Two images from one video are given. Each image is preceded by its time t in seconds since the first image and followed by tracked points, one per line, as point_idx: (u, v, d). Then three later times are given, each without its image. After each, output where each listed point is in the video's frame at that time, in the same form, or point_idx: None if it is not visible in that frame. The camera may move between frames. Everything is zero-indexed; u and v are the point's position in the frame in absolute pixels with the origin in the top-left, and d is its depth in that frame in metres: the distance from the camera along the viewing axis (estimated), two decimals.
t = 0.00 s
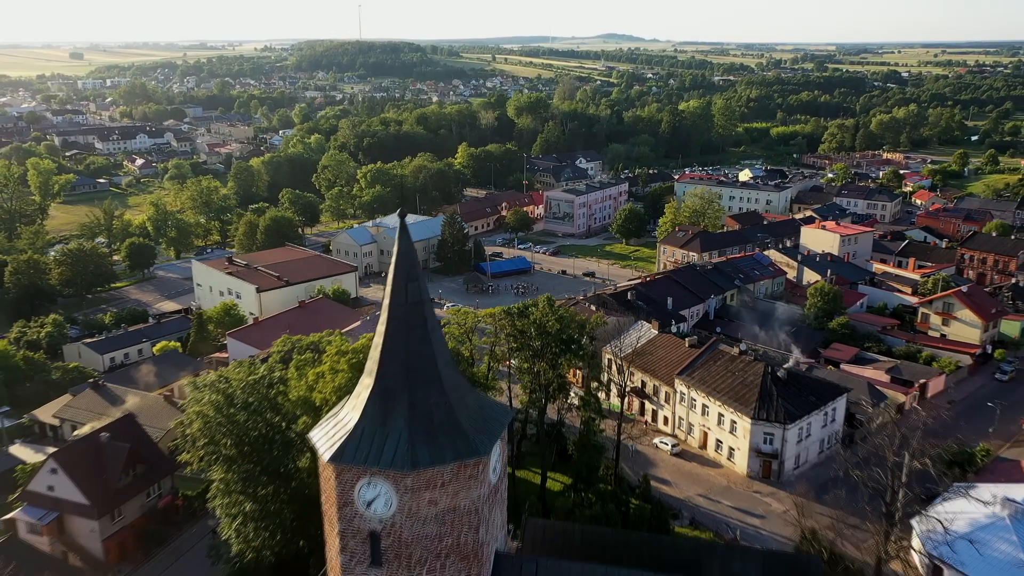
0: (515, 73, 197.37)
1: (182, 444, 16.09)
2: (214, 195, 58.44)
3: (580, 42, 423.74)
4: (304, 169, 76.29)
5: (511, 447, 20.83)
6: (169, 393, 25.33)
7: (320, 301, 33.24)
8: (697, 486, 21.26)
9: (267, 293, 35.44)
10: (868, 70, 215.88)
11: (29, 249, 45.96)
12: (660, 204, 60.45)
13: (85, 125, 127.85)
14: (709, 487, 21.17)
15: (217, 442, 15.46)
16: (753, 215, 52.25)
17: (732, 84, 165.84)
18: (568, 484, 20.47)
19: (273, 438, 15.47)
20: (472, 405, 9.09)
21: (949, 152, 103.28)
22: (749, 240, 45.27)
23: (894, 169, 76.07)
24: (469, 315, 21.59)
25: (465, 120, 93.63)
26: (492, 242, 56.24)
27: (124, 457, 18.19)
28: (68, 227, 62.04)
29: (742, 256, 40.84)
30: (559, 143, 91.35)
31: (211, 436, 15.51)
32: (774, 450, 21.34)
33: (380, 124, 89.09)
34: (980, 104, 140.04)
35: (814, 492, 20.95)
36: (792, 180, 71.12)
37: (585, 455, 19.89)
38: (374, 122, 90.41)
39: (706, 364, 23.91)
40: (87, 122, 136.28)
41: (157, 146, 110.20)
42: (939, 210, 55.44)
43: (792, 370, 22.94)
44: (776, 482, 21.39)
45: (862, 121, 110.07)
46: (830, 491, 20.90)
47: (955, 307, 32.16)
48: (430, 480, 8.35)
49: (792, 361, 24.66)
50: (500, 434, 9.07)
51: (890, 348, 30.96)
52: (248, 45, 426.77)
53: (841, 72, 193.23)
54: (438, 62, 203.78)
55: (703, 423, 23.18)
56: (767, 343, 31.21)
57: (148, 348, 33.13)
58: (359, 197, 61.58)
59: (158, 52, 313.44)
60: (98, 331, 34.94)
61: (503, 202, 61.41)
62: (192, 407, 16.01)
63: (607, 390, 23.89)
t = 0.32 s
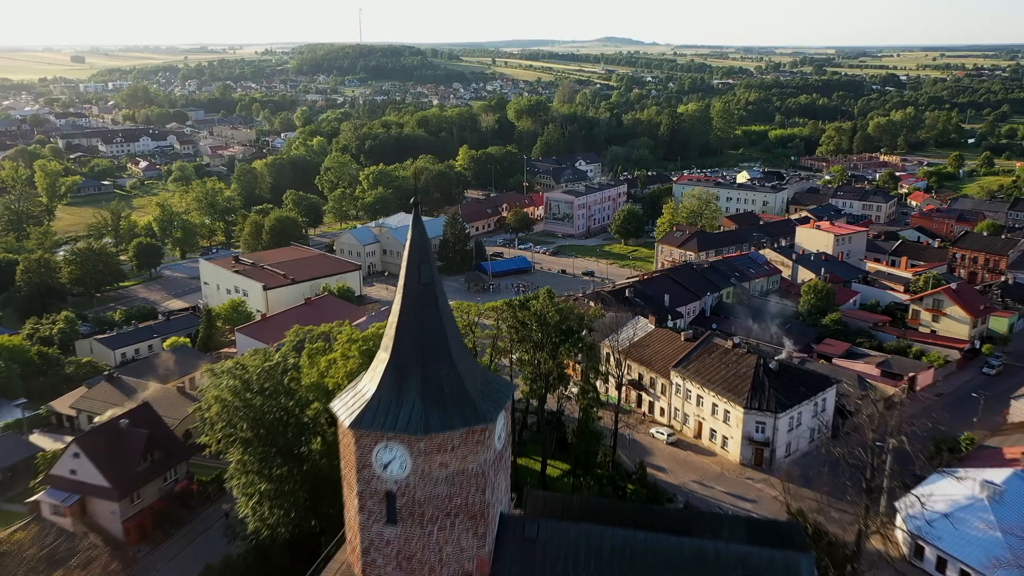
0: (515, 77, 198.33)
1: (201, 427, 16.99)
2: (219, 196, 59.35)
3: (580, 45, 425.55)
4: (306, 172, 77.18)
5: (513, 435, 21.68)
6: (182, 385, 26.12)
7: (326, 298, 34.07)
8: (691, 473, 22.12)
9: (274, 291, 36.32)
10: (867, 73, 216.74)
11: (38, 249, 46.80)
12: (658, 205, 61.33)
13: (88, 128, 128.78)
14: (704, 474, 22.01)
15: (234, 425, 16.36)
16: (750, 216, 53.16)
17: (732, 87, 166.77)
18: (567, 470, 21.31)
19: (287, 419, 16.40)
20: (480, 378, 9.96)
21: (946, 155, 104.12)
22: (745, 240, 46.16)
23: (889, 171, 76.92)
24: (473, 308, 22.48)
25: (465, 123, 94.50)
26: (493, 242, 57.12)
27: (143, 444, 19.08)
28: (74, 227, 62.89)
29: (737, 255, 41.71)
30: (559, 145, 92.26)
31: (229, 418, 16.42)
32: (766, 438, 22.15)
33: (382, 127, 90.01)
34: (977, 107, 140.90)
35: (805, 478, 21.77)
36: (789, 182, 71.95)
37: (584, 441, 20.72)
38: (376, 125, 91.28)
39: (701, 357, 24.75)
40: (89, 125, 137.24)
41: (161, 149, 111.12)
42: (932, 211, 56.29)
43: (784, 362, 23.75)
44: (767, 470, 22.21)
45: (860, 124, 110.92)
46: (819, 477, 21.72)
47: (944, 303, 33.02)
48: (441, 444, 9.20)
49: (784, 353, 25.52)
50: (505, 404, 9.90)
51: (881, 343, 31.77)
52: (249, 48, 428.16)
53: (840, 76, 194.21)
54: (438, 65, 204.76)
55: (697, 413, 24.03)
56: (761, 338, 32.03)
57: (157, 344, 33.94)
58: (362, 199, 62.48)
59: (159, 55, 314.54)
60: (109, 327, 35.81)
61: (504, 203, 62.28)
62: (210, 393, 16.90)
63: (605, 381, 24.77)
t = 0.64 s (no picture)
0: (514, 80, 199.25)
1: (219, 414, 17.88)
2: (224, 198, 60.21)
3: (580, 48, 426.76)
4: (308, 174, 77.98)
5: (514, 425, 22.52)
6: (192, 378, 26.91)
7: (331, 296, 34.91)
8: (685, 461, 22.95)
9: (280, 289, 37.16)
10: (865, 76, 217.62)
11: (47, 249, 47.61)
12: (657, 207, 62.21)
13: (90, 131, 129.62)
14: (698, 462, 22.86)
15: (249, 410, 17.25)
16: (747, 218, 53.53)
17: (730, 90, 167.74)
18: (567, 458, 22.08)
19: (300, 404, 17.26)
20: (486, 355, 10.80)
21: (942, 157, 105.01)
22: (741, 240, 47.00)
23: (885, 173, 77.80)
24: (475, 302, 23.35)
25: (466, 126, 95.40)
26: (494, 242, 57.99)
27: (159, 431, 19.86)
28: (81, 228, 63.70)
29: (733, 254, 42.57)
30: (558, 148, 93.18)
31: (245, 404, 17.32)
32: (758, 428, 22.99)
33: (383, 129, 90.89)
34: (974, 110, 141.86)
35: (795, 466, 22.60)
36: (786, 183, 72.86)
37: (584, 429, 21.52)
38: (377, 127, 92.22)
39: (696, 350, 25.59)
40: (92, 127, 138.14)
41: (163, 152, 112.01)
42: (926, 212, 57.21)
43: (775, 355, 24.59)
44: (759, 458, 23.04)
45: (858, 126, 111.82)
46: (809, 465, 22.55)
47: (934, 301, 33.88)
48: (449, 416, 10.04)
49: (777, 346, 26.33)
50: (509, 381, 10.74)
51: (872, 339, 32.59)
52: (251, 52, 429.38)
53: (838, 79, 195.08)
54: (438, 69, 205.80)
55: (692, 404, 24.88)
56: (756, 333, 32.82)
57: (167, 341, 34.77)
58: (364, 200, 63.32)
59: (160, 58, 315.81)
60: (119, 325, 36.63)
61: (504, 204, 63.14)
62: (227, 380, 17.81)
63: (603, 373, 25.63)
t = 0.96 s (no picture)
0: (514, 84, 200.22)
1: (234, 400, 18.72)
2: (229, 200, 61.07)
3: (580, 53, 428.43)
4: (311, 176, 78.83)
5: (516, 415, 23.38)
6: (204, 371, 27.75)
7: (336, 295, 35.76)
8: (680, 451, 23.80)
9: (286, 287, 38.01)
10: (865, 80, 218.81)
11: (55, 249, 48.43)
12: (655, 208, 63.14)
13: (93, 134, 130.54)
14: (692, 451, 23.72)
15: (263, 398, 18.09)
16: (744, 219, 54.01)
17: (729, 94, 168.82)
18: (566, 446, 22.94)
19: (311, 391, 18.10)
20: (491, 337, 11.63)
21: (938, 160, 106.01)
22: (737, 240, 47.93)
23: (881, 175, 78.71)
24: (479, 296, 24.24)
25: (467, 129, 96.34)
26: (495, 243, 58.88)
27: (175, 420, 20.75)
28: (87, 229, 64.56)
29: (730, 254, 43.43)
30: (558, 150, 94.11)
31: (259, 391, 18.16)
32: (750, 419, 23.81)
33: (384, 132, 91.84)
34: (972, 113, 142.85)
35: (787, 455, 23.43)
36: (783, 185, 73.79)
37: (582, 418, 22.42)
38: (379, 130, 93.15)
39: (691, 344, 26.41)
40: (95, 131, 139.08)
41: (166, 155, 112.97)
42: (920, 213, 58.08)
43: (768, 348, 25.42)
44: (751, 447, 23.91)
45: (856, 129, 112.76)
46: (800, 454, 23.37)
47: (925, 298, 34.77)
48: (456, 392, 10.90)
49: (770, 341, 27.21)
50: (512, 361, 11.58)
51: (864, 336, 33.43)
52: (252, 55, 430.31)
53: (836, 83, 196.07)
54: (439, 73, 206.83)
55: (688, 397, 25.73)
56: (751, 330, 33.64)
57: (176, 338, 35.60)
58: (367, 202, 64.22)
59: (161, 62, 316.46)
60: (129, 322, 37.49)
61: (504, 206, 64.09)
62: (242, 369, 18.64)
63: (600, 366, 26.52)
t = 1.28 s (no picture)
0: (514, 87, 201.16)
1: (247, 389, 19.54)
2: (233, 201, 61.91)
3: (580, 56, 429.49)
4: (314, 178, 79.65)
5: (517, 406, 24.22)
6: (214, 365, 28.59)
7: (340, 293, 36.58)
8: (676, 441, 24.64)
9: (292, 286, 38.88)
10: (864, 83, 219.76)
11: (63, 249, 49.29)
12: (654, 209, 64.06)
13: (96, 138, 131.43)
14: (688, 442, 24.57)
15: (276, 386, 18.93)
16: (741, 220, 54.81)
17: (728, 97, 169.76)
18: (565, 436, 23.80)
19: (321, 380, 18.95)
20: (494, 323, 12.42)
21: (935, 163, 106.91)
22: (734, 241, 48.83)
23: (878, 178, 79.58)
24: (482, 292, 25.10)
25: (467, 132, 97.22)
26: (495, 244, 59.79)
27: (189, 410, 21.66)
28: (93, 230, 65.41)
29: (726, 253, 44.32)
30: (558, 153, 95.01)
31: (271, 380, 19.00)
32: (744, 410, 24.65)
33: (386, 135, 92.73)
34: (969, 116, 143.77)
35: (778, 444, 24.25)
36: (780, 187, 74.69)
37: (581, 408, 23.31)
38: (380, 133, 94.01)
39: (687, 339, 27.27)
40: (98, 134, 139.92)
41: (169, 157, 113.81)
42: (915, 214, 58.92)
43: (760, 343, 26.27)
44: (744, 438, 24.75)
45: (853, 132, 113.65)
46: (792, 443, 24.19)
47: (916, 296, 35.61)
48: (463, 372, 11.74)
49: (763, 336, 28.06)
50: (515, 345, 12.39)
51: (857, 332, 34.26)
52: (253, 58, 431.19)
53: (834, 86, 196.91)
54: (439, 76, 207.82)
55: (684, 390, 26.57)
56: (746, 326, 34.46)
57: (185, 335, 36.42)
58: (369, 203, 65.11)
59: (162, 66, 317.57)
60: (137, 320, 38.32)
61: (505, 207, 65.04)
62: (255, 358, 19.49)
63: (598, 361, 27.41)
